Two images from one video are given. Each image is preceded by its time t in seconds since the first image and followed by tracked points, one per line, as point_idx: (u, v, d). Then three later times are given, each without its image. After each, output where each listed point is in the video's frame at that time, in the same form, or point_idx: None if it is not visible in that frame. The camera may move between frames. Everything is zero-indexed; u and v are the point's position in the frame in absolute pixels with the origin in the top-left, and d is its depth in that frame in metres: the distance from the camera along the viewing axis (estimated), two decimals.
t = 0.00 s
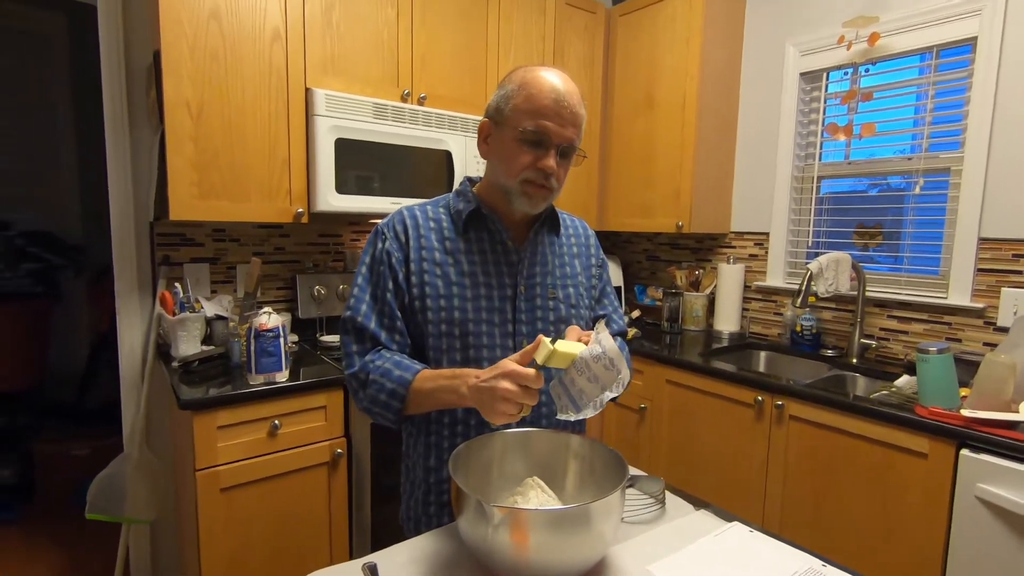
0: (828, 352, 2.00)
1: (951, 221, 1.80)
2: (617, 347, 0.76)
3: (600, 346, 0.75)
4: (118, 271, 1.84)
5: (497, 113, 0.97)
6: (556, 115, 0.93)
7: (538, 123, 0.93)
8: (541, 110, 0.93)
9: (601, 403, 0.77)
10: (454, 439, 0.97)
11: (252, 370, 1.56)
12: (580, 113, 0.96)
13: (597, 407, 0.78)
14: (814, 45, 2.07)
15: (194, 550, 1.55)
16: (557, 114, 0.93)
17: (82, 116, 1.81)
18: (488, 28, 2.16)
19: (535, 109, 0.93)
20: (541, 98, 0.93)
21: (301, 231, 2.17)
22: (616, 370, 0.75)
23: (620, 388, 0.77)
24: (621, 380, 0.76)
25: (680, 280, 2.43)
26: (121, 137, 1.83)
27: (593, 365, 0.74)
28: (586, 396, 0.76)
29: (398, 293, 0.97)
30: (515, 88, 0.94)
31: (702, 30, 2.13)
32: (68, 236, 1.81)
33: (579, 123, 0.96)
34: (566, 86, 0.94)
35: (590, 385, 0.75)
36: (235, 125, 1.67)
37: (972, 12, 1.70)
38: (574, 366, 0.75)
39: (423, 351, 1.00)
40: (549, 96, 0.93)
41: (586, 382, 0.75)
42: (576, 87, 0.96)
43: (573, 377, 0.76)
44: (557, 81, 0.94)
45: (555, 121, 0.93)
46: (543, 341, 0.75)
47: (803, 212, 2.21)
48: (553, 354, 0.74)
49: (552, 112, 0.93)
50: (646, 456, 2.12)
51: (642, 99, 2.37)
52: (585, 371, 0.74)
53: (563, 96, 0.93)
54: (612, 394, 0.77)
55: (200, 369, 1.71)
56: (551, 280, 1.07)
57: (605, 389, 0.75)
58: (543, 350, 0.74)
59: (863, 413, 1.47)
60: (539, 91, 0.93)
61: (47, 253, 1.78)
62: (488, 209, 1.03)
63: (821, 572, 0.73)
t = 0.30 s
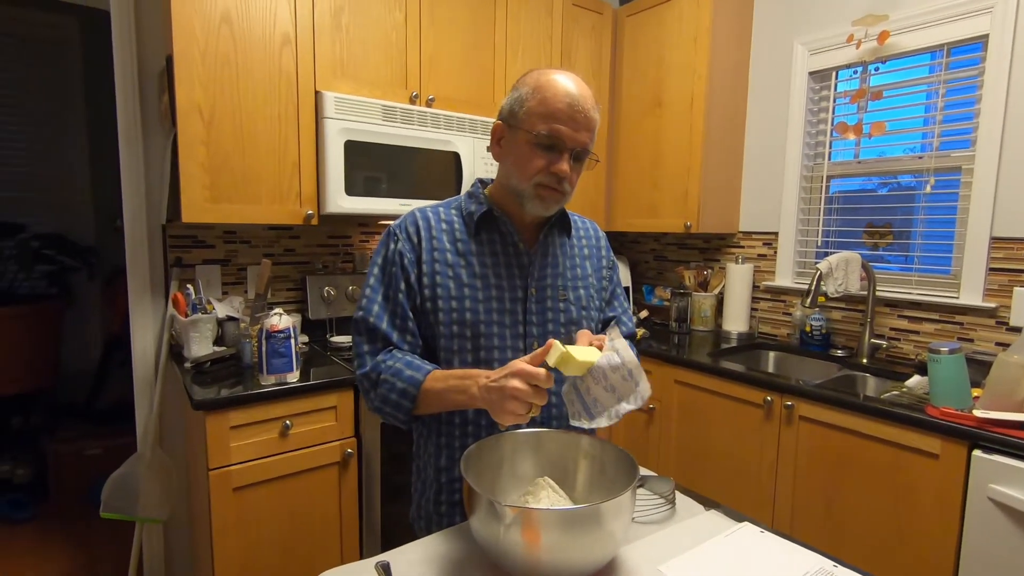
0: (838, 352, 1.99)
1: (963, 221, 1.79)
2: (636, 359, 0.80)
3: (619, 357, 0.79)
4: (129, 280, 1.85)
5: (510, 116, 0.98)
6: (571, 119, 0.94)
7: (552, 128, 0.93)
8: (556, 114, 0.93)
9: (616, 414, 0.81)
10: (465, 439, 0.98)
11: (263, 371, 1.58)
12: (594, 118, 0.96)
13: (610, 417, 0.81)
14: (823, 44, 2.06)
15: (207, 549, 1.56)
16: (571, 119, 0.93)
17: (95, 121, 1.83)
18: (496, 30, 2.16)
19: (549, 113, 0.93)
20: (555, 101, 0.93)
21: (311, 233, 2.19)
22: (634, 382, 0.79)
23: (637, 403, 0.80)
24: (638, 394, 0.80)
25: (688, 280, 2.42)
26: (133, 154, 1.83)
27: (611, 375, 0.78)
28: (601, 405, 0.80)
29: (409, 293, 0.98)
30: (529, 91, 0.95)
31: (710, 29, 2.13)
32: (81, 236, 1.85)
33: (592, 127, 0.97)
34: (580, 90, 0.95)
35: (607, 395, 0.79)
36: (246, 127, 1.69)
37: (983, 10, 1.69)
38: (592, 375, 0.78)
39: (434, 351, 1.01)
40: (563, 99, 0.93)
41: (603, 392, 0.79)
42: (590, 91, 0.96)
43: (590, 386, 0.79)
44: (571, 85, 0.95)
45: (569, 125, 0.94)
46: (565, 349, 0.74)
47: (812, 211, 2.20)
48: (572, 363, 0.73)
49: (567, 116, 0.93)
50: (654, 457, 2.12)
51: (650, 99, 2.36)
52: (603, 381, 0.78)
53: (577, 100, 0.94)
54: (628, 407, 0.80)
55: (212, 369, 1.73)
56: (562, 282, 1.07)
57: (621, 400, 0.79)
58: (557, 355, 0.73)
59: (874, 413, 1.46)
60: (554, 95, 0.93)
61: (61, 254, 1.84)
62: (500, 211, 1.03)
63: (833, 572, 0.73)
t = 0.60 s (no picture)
0: (844, 352, 1.97)
1: (970, 219, 1.77)
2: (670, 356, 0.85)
3: (652, 353, 0.85)
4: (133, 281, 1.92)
5: (519, 118, 0.97)
6: (579, 128, 0.92)
7: (560, 136, 0.92)
8: (564, 122, 0.92)
9: (657, 409, 0.84)
10: (469, 438, 0.98)
11: (267, 372, 1.58)
12: (603, 126, 0.95)
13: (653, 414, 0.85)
14: (828, 41, 2.05)
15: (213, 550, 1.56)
16: (579, 128, 0.92)
17: (100, 123, 1.84)
18: (499, 29, 2.16)
19: (558, 121, 0.92)
20: (565, 109, 0.92)
21: (314, 234, 2.19)
22: (670, 376, 0.84)
23: (677, 396, 0.84)
24: (677, 386, 0.83)
25: (693, 279, 2.41)
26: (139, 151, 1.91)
27: (646, 371, 0.84)
28: (640, 401, 0.85)
29: (412, 288, 0.97)
30: (539, 96, 0.93)
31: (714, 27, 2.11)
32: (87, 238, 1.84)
33: (601, 136, 0.96)
34: (590, 97, 0.93)
35: (645, 391, 0.85)
36: (249, 129, 1.69)
37: (990, 5, 1.68)
38: (628, 372, 0.85)
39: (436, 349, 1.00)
40: (572, 107, 0.92)
41: (640, 388, 0.85)
42: (601, 98, 0.95)
43: (627, 384, 0.85)
44: (581, 91, 0.93)
45: (577, 134, 0.93)
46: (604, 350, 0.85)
47: (818, 210, 2.19)
48: (609, 361, 0.84)
49: (575, 125, 0.92)
50: (659, 457, 2.11)
51: (653, 98, 2.35)
52: (640, 377, 0.84)
53: (587, 108, 0.92)
54: (667, 401, 0.84)
55: (216, 371, 1.74)
56: (567, 283, 1.07)
57: (659, 394, 0.83)
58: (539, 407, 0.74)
59: (880, 412, 1.45)
60: (564, 102, 0.92)
61: (66, 257, 1.81)
62: (507, 210, 1.03)
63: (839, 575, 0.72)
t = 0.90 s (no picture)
0: (849, 343, 1.96)
1: (978, 208, 1.75)
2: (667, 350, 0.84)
3: (650, 348, 0.83)
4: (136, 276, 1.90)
5: (528, 110, 0.95)
6: (589, 123, 0.91)
7: (570, 129, 0.91)
8: (574, 116, 0.91)
9: (653, 404, 0.83)
10: (472, 432, 0.97)
11: (269, 367, 1.58)
12: (612, 121, 0.94)
13: (648, 408, 0.84)
14: (833, 29, 2.02)
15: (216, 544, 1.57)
16: (589, 123, 0.91)
17: (98, 118, 1.83)
18: (500, 19, 2.14)
19: (568, 114, 0.91)
20: (576, 103, 0.90)
21: (315, 228, 2.18)
22: (667, 370, 0.83)
23: (673, 390, 0.83)
24: (673, 380, 0.83)
25: (696, 272, 2.40)
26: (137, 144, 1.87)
27: (644, 365, 0.82)
28: (637, 394, 0.83)
29: (416, 276, 0.96)
30: (550, 88, 0.92)
31: (717, 16, 2.09)
32: (89, 236, 1.86)
33: (611, 131, 0.95)
34: (601, 91, 0.92)
35: (641, 385, 0.83)
36: (248, 123, 1.67)
37: None
38: (625, 366, 0.83)
39: (439, 339, 0.99)
40: (583, 102, 0.90)
41: (637, 382, 0.83)
42: (611, 93, 0.93)
43: (623, 378, 0.83)
44: (592, 85, 0.92)
45: (587, 128, 0.91)
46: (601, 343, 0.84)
47: (822, 201, 2.17)
48: (606, 354, 0.83)
49: (586, 119, 0.91)
50: (662, 449, 2.10)
51: (655, 88, 2.33)
52: (637, 371, 0.83)
53: (598, 102, 0.91)
54: (663, 395, 0.83)
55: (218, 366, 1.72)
56: (573, 278, 1.06)
57: (656, 389, 0.83)
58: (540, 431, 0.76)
59: (886, 405, 1.44)
60: (574, 96, 0.90)
61: (70, 254, 1.85)
62: (514, 202, 1.02)
63: (846, 570, 0.71)
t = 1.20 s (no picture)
0: (853, 339, 1.96)
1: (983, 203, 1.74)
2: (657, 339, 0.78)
3: (642, 337, 0.77)
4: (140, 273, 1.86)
5: (531, 103, 0.95)
6: (593, 110, 0.91)
7: (574, 119, 0.91)
8: (578, 105, 0.91)
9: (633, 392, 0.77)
10: (477, 427, 0.97)
11: (272, 362, 1.58)
12: (616, 109, 0.94)
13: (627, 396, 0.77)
14: (838, 22, 2.01)
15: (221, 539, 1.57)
16: (593, 111, 0.91)
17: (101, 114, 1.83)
18: (503, 14, 2.13)
19: (572, 104, 0.91)
20: (578, 92, 0.91)
21: (318, 224, 2.18)
22: (655, 361, 0.76)
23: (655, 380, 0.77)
24: (657, 371, 0.76)
25: (700, 267, 2.39)
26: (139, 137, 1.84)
27: (632, 353, 0.76)
28: (619, 381, 0.76)
29: (420, 275, 0.96)
30: (552, 80, 0.92)
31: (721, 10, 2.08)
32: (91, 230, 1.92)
33: (615, 119, 0.95)
34: (603, 80, 0.92)
35: (626, 372, 0.76)
36: (251, 119, 1.67)
37: None
38: (613, 352, 0.76)
39: (445, 335, 0.99)
40: (586, 90, 0.90)
41: (622, 369, 0.76)
42: (612, 81, 0.94)
43: (609, 363, 0.76)
44: (594, 75, 0.92)
45: (591, 117, 0.91)
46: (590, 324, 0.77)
47: (827, 196, 2.16)
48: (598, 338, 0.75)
49: (589, 107, 0.91)
50: (665, 445, 2.10)
51: (658, 83, 2.32)
52: (624, 358, 0.76)
53: (600, 91, 0.91)
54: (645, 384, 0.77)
55: (222, 362, 1.73)
56: (577, 272, 1.06)
57: (640, 378, 0.76)
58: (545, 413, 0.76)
59: (890, 400, 1.44)
60: (577, 86, 0.90)
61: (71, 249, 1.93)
62: (517, 197, 1.01)
63: (851, 566, 0.71)
